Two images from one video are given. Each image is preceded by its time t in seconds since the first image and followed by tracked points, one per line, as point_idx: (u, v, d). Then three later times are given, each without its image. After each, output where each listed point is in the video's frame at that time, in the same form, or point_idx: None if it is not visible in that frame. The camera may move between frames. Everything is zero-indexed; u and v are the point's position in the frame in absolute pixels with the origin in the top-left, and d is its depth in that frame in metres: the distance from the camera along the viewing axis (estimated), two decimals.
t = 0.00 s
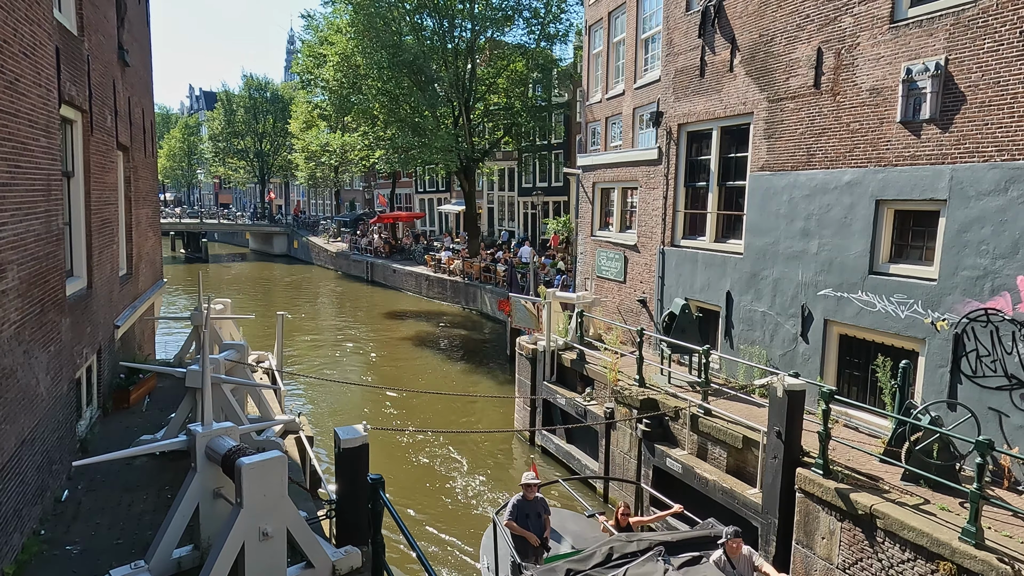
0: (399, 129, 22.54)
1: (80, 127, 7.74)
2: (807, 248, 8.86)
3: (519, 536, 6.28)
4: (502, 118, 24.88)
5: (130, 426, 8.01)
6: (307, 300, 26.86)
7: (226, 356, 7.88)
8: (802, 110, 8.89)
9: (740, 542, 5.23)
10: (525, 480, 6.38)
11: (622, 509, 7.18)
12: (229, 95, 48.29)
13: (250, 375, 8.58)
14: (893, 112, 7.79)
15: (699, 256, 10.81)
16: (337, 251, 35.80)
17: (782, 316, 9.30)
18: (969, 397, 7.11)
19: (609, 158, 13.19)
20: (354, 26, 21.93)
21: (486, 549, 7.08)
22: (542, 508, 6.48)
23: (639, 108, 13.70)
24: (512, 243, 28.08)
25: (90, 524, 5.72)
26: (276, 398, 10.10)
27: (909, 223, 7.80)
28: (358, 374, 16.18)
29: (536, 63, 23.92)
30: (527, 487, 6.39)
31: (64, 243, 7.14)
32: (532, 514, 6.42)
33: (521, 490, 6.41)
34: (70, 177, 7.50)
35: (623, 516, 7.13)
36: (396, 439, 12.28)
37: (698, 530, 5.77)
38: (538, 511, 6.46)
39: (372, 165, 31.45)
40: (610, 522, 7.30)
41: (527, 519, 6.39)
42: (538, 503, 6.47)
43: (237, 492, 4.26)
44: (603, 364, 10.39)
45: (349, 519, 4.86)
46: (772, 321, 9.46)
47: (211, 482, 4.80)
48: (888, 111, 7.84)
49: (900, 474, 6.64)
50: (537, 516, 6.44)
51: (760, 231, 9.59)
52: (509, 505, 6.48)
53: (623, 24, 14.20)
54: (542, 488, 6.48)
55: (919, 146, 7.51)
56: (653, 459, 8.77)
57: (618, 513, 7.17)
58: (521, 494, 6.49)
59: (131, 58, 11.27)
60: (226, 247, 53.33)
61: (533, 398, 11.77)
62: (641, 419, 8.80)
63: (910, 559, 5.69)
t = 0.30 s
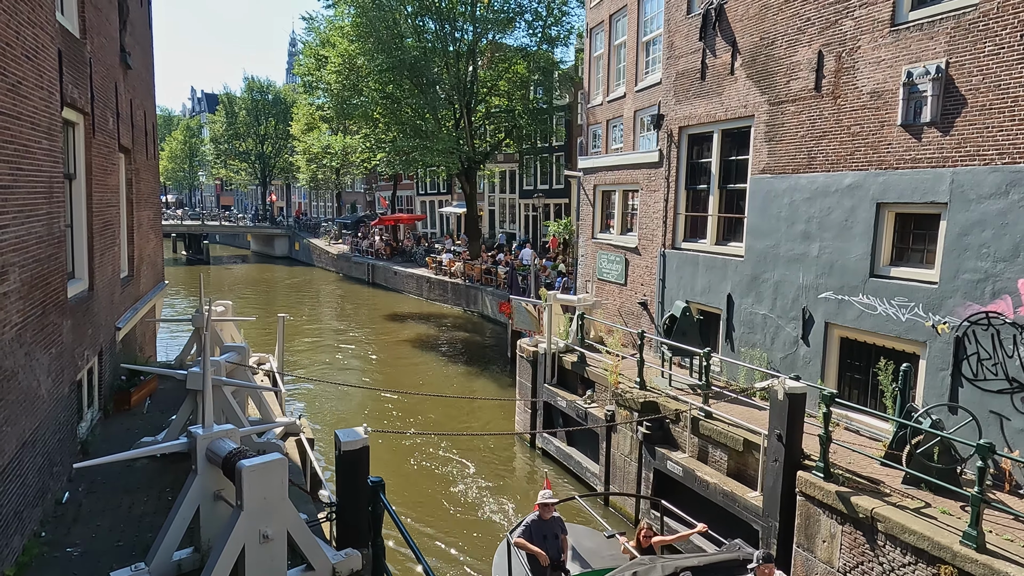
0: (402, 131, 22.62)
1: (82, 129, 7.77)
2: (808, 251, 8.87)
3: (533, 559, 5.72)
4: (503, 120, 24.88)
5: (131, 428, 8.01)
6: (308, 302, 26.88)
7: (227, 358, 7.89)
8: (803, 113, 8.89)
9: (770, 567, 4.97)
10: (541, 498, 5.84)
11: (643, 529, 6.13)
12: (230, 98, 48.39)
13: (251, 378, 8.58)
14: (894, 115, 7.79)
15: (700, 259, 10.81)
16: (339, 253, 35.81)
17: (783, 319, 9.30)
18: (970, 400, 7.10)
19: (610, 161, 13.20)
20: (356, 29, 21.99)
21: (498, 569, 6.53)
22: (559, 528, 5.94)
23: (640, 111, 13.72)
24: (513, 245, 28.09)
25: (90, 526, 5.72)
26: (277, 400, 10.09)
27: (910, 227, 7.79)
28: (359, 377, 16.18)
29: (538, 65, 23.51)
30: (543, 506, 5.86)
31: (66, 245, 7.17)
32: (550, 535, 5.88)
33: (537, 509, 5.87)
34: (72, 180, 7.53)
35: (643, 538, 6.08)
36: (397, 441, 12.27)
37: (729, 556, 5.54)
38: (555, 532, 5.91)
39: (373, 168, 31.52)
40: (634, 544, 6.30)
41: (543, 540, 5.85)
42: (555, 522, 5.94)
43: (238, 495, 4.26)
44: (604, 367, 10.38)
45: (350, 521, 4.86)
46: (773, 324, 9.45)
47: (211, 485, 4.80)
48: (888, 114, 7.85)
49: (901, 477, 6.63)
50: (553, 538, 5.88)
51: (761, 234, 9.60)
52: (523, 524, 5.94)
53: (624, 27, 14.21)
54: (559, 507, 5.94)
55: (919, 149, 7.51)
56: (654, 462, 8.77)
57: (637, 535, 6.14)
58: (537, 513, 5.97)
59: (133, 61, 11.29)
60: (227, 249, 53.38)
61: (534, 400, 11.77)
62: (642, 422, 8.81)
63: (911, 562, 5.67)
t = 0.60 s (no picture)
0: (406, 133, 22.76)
1: (85, 132, 7.80)
2: (810, 254, 8.85)
3: None
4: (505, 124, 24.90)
5: (133, 431, 8.02)
6: (310, 305, 26.92)
7: (229, 361, 7.89)
8: (805, 117, 8.89)
9: None
10: (561, 523, 5.44)
11: (671, 555, 5.66)
12: (233, 101, 48.50)
13: (252, 380, 8.57)
14: (896, 118, 7.79)
15: (702, 262, 10.80)
16: (340, 256, 35.84)
17: (785, 323, 9.28)
18: (973, 405, 7.07)
19: (611, 164, 13.21)
20: (360, 32, 22.08)
21: None
22: (582, 555, 5.57)
23: (642, 115, 13.74)
24: (515, 248, 28.10)
25: (91, 529, 5.72)
26: (279, 403, 10.07)
27: (913, 231, 7.78)
28: (361, 380, 16.18)
29: (540, 68, 23.73)
30: (565, 532, 5.48)
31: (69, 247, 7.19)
32: (571, 563, 5.51)
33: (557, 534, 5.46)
34: (75, 183, 7.55)
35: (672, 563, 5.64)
36: (398, 444, 12.27)
37: None
38: (577, 560, 5.54)
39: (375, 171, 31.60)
40: (656, 568, 5.84)
41: (563, 567, 5.48)
42: (578, 549, 5.58)
43: (239, 499, 4.25)
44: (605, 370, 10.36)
45: (351, 524, 4.85)
46: (775, 328, 9.44)
47: (212, 488, 4.78)
48: (890, 118, 7.85)
49: (903, 482, 6.61)
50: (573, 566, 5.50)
51: (763, 238, 9.59)
52: (543, 550, 5.55)
53: (626, 31, 14.25)
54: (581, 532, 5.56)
55: (922, 153, 7.50)
56: (656, 465, 8.75)
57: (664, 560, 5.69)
58: (559, 538, 5.61)
59: (136, 64, 11.31)
60: (230, 251, 53.49)
61: (536, 404, 11.76)
62: (644, 426, 8.80)
63: (913, 568, 5.65)
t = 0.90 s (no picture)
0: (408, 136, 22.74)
1: (89, 135, 7.81)
2: (813, 257, 8.83)
3: None
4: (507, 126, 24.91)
5: (135, 433, 8.02)
6: (313, 307, 26.94)
7: (231, 363, 7.89)
8: (808, 120, 8.89)
9: None
10: (582, 548, 4.73)
11: None
12: (236, 104, 48.59)
13: (254, 383, 8.57)
14: (899, 121, 7.78)
15: (704, 265, 10.79)
16: (343, 258, 35.88)
17: (788, 326, 9.26)
18: (977, 408, 7.05)
19: (614, 167, 13.21)
20: (363, 36, 22.19)
21: None
22: None
23: (645, 118, 13.74)
24: (517, 251, 28.09)
25: (93, 531, 5.73)
26: (281, 405, 10.07)
27: (916, 234, 7.76)
28: (363, 382, 16.18)
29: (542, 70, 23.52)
30: (585, 558, 4.75)
31: (72, 249, 7.21)
32: None
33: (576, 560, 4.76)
34: (78, 185, 7.57)
35: None
36: (400, 447, 12.26)
37: None
38: None
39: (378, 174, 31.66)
40: None
41: None
42: None
43: (241, 502, 4.24)
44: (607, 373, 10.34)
45: (353, 528, 4.84)
46: (778, 331, 9.42)
47: (214, 491, 4.77)
48: (893, 120, 7.84)
49: (907, 486, 6.59)
50: None
51: (766, 241, 9.59)
52: None
53: (629, 34, 14.25)
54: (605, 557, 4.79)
55: (925, 156, 7.49)
56: (658, 469, 8.73)
57: None
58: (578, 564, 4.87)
59: (139, 67, 11.34)
60: (233, 254, 53.56)
61: (538, 406, 11.74)
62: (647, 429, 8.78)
63: (917, 572, 5.63)
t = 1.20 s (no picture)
0: (411, 138, 22.73)
1: (93, 138, 7.83)
2: (816, 261, 8.83)
3: None
4: (509, 130, 24.93)
5: (138, 436, 8.03)
6: (315, 310, 26.96)
7: (234, 366, 7.90)
8: (810, 123, 8.89)
9: None
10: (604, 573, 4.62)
11: None
12: (239, 107, 48.73)
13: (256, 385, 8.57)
14: (902, 125, 7.78)
15: (706, 268, 10.78)
16: (345, 261, 35.90)
17: (790, 330, 9.25)
18: (980, 412, 7.03)
19: (616, 170, 13.21)
20: (367, 39, 22.24)
21: None
22: None
23: (646, 121, 13.74)
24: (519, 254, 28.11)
25: (96, 534, 5.73)
26: (283, 408, 10.08)
27: (919, 237, 7.76)
28: (365, 385, 16.18)
29: (543, 74, 23.93)
30: None
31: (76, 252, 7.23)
32: None
33: None
34: (82, 188, 7.59)
35: None
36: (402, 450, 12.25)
37: None
38: None
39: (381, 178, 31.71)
40: None
41: None
42: None
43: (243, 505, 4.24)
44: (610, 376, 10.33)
45: (355, 532, 4.84)
46: (781, 334, 9.41)
47: (216, 494, 4.77)
48: (896, 124, 7.83)
49: (910, 490, 6.57)
50: None
51: (768, 244, 9.58)
52: None
53: (631, 37, 14.27)
54: None
55: (928, 159, 7.48)
56: (661, 472, 8.70)
57: None
58: None
59: (142, 71, 11.38)
60: (235, 256, 53.61)
61: (540, 410, 11.73)
62: (649, 432, 8.77)
63: None
